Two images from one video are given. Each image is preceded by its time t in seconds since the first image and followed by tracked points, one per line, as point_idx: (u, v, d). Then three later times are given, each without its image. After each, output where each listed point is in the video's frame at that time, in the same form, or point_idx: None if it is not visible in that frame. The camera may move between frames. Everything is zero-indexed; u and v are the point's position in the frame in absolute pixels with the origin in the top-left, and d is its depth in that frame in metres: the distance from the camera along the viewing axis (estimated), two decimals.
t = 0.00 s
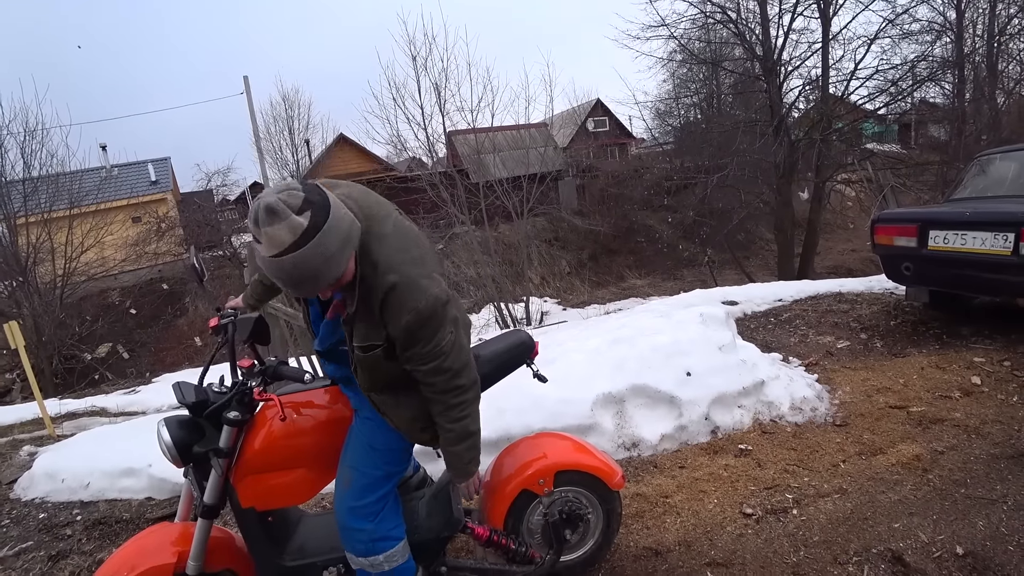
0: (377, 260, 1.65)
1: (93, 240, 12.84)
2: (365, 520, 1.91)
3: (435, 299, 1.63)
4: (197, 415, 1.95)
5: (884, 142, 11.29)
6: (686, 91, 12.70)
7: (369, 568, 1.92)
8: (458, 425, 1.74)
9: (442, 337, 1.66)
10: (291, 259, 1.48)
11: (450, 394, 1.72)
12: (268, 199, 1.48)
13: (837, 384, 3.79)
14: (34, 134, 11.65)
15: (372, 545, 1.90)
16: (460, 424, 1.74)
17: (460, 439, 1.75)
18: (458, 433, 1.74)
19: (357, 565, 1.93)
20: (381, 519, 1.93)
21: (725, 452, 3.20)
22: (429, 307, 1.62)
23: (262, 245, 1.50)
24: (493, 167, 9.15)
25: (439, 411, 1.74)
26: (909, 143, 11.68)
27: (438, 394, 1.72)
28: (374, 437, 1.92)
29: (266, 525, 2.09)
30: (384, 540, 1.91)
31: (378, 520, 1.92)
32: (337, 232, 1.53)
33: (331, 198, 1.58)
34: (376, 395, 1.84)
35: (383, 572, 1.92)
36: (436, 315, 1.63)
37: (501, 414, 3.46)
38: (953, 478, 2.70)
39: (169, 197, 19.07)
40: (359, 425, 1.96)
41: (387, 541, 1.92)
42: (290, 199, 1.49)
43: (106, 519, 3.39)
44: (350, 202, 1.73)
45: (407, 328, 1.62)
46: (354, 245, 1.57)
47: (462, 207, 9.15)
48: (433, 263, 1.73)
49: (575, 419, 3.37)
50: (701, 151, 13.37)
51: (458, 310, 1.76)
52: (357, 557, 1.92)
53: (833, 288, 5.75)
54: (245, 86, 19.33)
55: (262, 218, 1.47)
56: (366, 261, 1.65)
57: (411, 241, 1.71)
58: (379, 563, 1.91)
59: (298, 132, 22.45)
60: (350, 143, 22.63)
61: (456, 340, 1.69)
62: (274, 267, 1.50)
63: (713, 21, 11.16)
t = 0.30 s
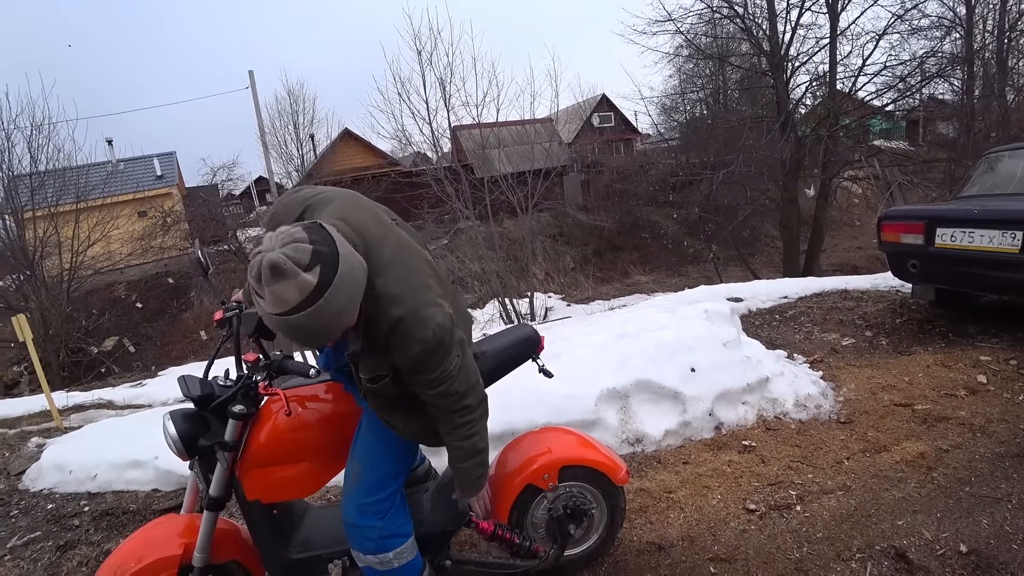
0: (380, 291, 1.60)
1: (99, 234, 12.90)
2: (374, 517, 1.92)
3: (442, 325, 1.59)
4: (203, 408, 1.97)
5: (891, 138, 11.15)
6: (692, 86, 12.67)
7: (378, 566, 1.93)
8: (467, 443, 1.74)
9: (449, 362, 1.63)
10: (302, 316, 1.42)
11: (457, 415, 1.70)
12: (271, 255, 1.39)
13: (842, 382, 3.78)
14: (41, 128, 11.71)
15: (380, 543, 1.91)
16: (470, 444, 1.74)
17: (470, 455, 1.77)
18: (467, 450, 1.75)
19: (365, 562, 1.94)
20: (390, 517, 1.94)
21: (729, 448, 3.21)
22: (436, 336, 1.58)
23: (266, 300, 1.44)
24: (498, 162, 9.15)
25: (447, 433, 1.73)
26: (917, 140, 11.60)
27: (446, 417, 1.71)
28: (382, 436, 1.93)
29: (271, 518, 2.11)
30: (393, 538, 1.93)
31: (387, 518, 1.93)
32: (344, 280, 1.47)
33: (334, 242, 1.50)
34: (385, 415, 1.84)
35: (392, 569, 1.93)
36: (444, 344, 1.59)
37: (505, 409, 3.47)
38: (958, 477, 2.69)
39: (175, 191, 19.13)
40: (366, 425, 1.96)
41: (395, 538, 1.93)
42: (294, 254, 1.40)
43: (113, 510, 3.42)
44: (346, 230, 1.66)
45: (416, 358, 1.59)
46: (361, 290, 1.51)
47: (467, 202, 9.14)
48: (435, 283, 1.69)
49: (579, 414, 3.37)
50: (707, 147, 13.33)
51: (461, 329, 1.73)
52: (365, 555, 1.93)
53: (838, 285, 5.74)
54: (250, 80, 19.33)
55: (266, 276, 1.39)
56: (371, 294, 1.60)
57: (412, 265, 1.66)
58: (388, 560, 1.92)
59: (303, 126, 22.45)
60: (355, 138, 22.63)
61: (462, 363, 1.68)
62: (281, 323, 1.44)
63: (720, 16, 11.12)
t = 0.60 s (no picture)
0: (378, 308, 1.59)
1: (107, 226, 12.96)
2: (377, 512, 1.93)
3: (440, 339, 1.59)
4: (208, 401, 1.97)
5: (901, 136, 11.23)
6: (700, 81, 12.82)
7: (382, 561, 1.94)
8: (468, 451, 1.76)
9: (448, 374, 1.64)
10: (298, 351, 1.43)
11: (458, 425, 1.72)
12: (259, 294, 1.38)
13: (848, 379, 3.78)
14: (50, 120, 11.77)
15: (385, 538, 1.92)
16: (472, 452, 1.76)
17: (471, 463, 1.78)
18: (469, 458, 1.77)
19: (369, 557, 1.95)
20: (393, 512, 1.95)
21: (734, 444, 3.21)
22: (436, 350, 1.59)
23: (257, 335, 1.44)
24: (505, 157, 9.14)
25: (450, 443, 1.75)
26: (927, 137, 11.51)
27: (447, 427, 1.73)
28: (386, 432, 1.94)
29: (277, 509, 2.13)
30: (397, 533, 1.93)
31: (390, 513, 1.94)
32: (338, 309, 1.46)
33: (326, 269, 1.47)
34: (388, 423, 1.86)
35: (397, 564, 1.94)
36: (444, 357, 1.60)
37: (510, 403, 3.48)
38: (964, 476, 2.69)
39: (182, 183, 19.18)
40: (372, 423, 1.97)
41: (399, 533, 1.94)
42: (284, 291, 1.39)
43: (121, 500, 3.45)
44: (340, 245, 1.64)
45: (416, 372, 1.60)
46: (355, 315, 1.50)
47: (473, 196, 9.14)
48: (434, 292, 1.68)
49: (584, 409, 3.38)
50: (714, 143, 13.27)
51: (460, 338, 1.73)
52: (369, 549, 1.94)
53: (846, 283, 5.72)
54: (257, 73, 19.33)
55: (257, 314, 1.39)
56: (368, 311, 1.59)
57: (410, 276, 1.65)
58: (393, 555, 1.93)
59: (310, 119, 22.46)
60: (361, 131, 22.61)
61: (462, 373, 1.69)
62: (276, 358, 1.45)
63: (729, 11, 11.06)
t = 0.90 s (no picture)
0: (380, 320, 1.59)
1: (118, 219, 13.05)
2: (382, 505, 1.94)
3: (443, 347, 1.60)
4: (219, 393, 2.00)
5: (914, 134, 11.20)
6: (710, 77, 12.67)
7: (386, 552, 1.95)
8: (473, 454, 1.77)
9: (452, 380, 1.65)
10: (301, 376, 1.44)
11: (463, 429, 1.73)
12: (256, 324, 1.38)
13: (856, 379, 3.75)
14: (62, 114, 11.85)
15: (389, 531, 1.93)
16: (477, 456, 1.77)
17: (476, 466, 1.79)
18: (475, 461, 1.77)
19: (374, 548, 1.96)
20: (398, 505, 1.96)
21: (741, 442, 3.20)
22: (440, 358, 1.59)
23: (260, 362, 1.44)
24: (514, 152, 9.12)
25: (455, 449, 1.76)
26: (940, 135, 11.37)
27: (453, 431, 1.74)
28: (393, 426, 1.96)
29: (285, 500, 2.15)
30: (402, 526, 1.94)
31: (395, 506, 1.95)
32: (338, 332, 1.46)
33: (324, 292, 1.47)
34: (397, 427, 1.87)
35: (400, 557, 1.95)
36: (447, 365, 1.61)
37: (517, 399, 3.49)
38: (973, 478, 2.67)
39: (191, 177, 19.27)
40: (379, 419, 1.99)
41: (404, 526, 1.95)
42: (281, 320, 1.39)
43: (132, 489, 3.49)
44: (340, 258, 1.64)
45: (420, 381, 1.61)
46: (356, 333, 1.50)
47: (481, 191, 9.13)
48: (437, 298, 1.69)
49: (591, 405, 3.38)
50: (725, 139, 13.17)
51: (463, 342, 1.73)
52: (374, 541, 1.95)
53: (855, 282, 5.68)
54: (267, 66, 19.38)
55: (255, 344, 1.39)
56: (371, 323, 1.60)
57: (411, 285, 1.65)
58: (397, 547, 1.94)
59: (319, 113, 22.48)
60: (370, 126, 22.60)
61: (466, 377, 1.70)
62: (280, 383, 1.47)
63: (740, 6, 10.95)
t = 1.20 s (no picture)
0: (390, 314, 1.60)
1: (132, 214, 13.17)
2: (391, 499, 1.95)
3: (453, 343, 1.60)
4: (232, 386, 2.02)
5: (929, 130, 11.00)
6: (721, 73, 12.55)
7: (395, 546, 1.96)
8: (480, 448, 1.77)
9: (461, 375, 1.65)
10: (304, 369, 1.46)
11: (471, 423, 1.73)
12: (261, 316, 1.41)
13: (869, 380, 3.72)
14: (77, 110, 11.97)
15: (398, 524, 1.94)
16: (484, 450, 1.78)
17: (482, 459, 1.79)
18: (481, 454, 1.78)
19: (382, 541, 1.97)
20: (407, 499, 1.97)
21: (751, 442, 3.18)
22: (450, 353, 1.60)
23: (266, 352, 1.47)
24: (524, 148, 9.10)
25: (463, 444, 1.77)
26: (956, 133, 11.20)
27: (460, 425, 1.74)
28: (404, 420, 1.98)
29: (296, 493, 2.17)
30: (411, 520, 1.95)
31: (404, 500, 1.96)
32: (344, 325, 1.48)
33: (329, 285, 1.48)
34: (405, 421, 1.89)
35: (408, 551, 1.95)
36: (457, 360, 1.61)
37: (527, 395, 3.49)
38: (986, 481, 2.64)
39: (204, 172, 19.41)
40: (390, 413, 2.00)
41: (413, 519, 1.96)
42: (284, 312, 1.41)
43: (145, 479, 3.53)
44: (351, 252, 1.65)
45: (429, 375, 1.62)
46: (362, 328, 1.51)
47: (492, 188, 9.13)
48: (448, 293, 1.69)
49: (600, 402, 3.38)
50: (737, 137, 13.07)
51: (472, 337, 1.73)
52: (383, 535, 1.96)
53: (869, 281, 5.62)
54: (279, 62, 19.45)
55: (261, 336, 1.42)
56: (380, 316, 1.61)
57: (422, 279, 1.65)
58: (405, 541, 1.94)
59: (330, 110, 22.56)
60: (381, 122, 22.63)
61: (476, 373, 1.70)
62: (286, 374, 1.49)
63: (753, 2, 10.86)
